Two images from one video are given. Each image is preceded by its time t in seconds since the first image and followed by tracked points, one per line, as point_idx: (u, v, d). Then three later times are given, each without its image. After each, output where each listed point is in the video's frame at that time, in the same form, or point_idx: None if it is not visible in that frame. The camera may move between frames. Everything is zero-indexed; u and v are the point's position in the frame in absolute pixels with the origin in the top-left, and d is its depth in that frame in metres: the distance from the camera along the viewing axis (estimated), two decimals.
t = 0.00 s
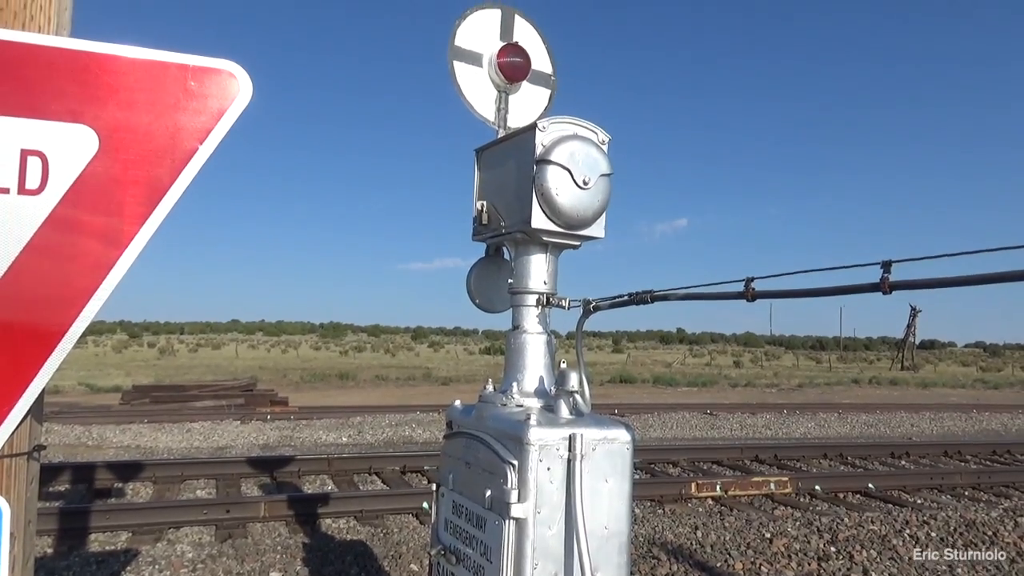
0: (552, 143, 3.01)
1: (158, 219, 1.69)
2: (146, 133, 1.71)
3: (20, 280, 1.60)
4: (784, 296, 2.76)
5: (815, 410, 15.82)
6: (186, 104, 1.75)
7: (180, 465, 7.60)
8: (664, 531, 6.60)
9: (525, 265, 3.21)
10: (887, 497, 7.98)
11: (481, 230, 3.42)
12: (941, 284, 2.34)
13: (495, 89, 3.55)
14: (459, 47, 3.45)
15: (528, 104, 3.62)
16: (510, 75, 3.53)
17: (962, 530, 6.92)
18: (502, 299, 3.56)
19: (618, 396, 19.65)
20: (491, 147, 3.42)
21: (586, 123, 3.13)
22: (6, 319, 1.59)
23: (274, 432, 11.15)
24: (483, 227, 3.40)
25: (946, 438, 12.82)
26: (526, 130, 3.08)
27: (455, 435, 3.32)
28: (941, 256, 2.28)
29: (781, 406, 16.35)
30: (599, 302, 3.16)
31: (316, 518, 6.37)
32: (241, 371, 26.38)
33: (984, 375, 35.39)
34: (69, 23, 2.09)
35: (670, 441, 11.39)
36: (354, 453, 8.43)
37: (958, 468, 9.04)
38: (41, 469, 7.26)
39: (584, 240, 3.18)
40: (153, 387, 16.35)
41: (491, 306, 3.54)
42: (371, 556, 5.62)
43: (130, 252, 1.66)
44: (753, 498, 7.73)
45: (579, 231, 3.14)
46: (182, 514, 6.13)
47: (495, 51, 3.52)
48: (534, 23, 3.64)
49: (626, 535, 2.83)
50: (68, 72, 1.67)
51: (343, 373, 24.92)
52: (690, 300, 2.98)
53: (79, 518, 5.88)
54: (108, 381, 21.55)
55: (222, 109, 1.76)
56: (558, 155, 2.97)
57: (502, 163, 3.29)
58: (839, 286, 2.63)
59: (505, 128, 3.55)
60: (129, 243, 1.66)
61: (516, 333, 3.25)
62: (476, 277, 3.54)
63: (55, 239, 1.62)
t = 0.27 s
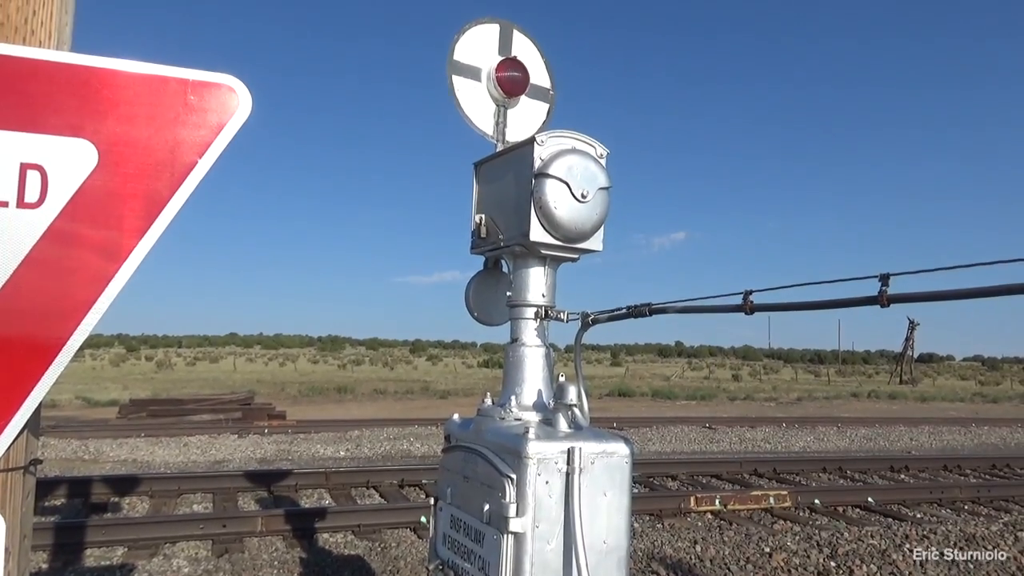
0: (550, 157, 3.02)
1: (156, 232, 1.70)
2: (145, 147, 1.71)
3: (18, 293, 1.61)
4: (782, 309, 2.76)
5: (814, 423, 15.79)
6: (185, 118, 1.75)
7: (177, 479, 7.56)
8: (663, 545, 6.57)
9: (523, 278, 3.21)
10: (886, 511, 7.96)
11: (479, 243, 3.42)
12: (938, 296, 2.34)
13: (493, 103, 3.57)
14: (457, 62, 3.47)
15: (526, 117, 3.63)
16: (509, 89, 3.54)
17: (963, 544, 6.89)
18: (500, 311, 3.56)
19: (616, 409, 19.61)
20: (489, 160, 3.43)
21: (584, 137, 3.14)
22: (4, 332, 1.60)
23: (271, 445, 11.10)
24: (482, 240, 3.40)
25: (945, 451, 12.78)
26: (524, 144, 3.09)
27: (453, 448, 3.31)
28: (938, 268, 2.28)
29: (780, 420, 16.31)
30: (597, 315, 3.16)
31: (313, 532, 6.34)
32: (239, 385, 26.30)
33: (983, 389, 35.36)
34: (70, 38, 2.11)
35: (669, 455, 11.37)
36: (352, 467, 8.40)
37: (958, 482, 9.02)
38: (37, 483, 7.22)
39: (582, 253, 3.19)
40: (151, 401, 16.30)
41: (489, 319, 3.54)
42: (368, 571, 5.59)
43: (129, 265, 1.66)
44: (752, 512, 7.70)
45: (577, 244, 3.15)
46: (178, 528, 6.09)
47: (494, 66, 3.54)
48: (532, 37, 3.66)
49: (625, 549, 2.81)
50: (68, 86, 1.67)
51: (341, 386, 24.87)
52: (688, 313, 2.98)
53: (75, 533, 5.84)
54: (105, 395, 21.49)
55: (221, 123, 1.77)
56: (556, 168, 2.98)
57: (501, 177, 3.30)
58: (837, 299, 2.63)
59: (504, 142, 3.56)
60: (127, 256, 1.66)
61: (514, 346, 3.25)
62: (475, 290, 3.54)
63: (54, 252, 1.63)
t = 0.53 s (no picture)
0: (549, 168, 3.03)
1: (154, 243, 1.70)
2: (144, 158, 1.72)
3: (17, 303, 1.61)
4: (779, 320, 2.77)
5: (813, 434, 15.77)
6: (184, 129, 1.76)
7: (174, 490, 7.53)
8: (662, 557, 6.55)
9: (522, 289, 3.22)
10: (885, 522, 7.94)
11: (478, 253, 3.43)
12: (935, 307, 2.34)
13: (491, 114, 3.58)
14: (456, 74, 3.48)
15: (524, 128, 3.65)
16: (507, 101, 3.56)
17: (962, 556, 6.88)
18: (498, 322, 3.56)
19: (615, 421, 19.58)
20: (488, 171, 3.44)
21: (582, 148, 3.15)
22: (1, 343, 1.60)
23: (269, 457, 11.07)
24: (480, 250, 3.41)
25: (944, 462, 12.76)
26: (523, 156, 3.11)
27: (451, 460, 3.31)
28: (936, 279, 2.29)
29: (779, 431, 16.28)
30: (595, 326, 3.16)
31: (310, 544, 6.31)
32: (236, 396, 26.23)
33: (981, 400, 35.35)
34: (70, 49, 2.12)
35: (667, 466, 11.35)
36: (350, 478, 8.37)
37: (958, 493, 9.00)
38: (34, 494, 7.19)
39: (581, 263, 3.19)
40: (148, 412, 16.25)
41: (487, 330, 3.55)
42: None
43: (127, 276, 1.66)
44: (751, 524, 7.68)
45: (576, 255, 3.15)
46: (175, 540, 6.06)
47: (492, 77, 3.56)
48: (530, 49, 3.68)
49: (624, 561, 2.80)
50: (67, 97, 1.68)
51: (338, 397, 24.83)
52: (686, 324, 2.98)
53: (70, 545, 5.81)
54: (102, 406, 21.43)
55: (220, 134, 1.78)
56: (554, 180, 2.99)
57: (499, 188, 3.32)
58: (835, 310, 2.64)
59: (502, 153, 3.57)
60: (126, 266, 1.66)
61: (512, 357, 3.24)
62: (472, 301, 3.54)
63: (52, 263, 1.63)
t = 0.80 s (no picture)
0: (547, 178, 3.04)
1: (153, 253, 1.70)
2: (143, 167, 1.72)
3: (15, 313, 1.61)
4: (777, 330, 2.77)
5: (812, 444, 15.75)
6: (183, 139, 1.76)
7: (171, 501, 7.51)
8: (661, 568, 6.53)
9: (520, 298, 3.22)
10: (885, 532, 7.91)
11: (476, 263, 3.43)
12: (934, 316, 2.34)
13: (490, 124, 3.59)
14: (454, 84, 3.49)
15: (523, 138, 3.66)
16: (505, 111, 3.57)
17: (962, 566, 6.85)
18: (497, 331, 3.56)
19: (614, 430, 19.55)
20: (486, 181, 3.45)
21: (580, 158, 3.16)
22: None
23: (266, 467, 11.04)
24: (478, 260, 3.42)
25: (943, 472, 12.74)
26: (521, 165, 3.11)
27: (449, 469, 3.30)
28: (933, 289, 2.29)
29: (778, 441, 16.26)
30: (594, 335, 3.16)
31: (308, 555, 6.28)
32: (234, 406, 26.15)
33: (980, 409, 35.34)
34: (69, 60, 2.12)
35: (666, 476, 11.32)
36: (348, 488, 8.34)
37: (957, 503, 8.98)
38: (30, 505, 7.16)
39: (579, 273, 3.20)
40: (145, 422, 16.21)
41: (486, 339, 3.55)
42: None
43: (125, 286, 1.67)
44: (750, 534, 7.66)
45: (574, 264, 3.16)
46: (172, 551, 6.03)
47: (490, 88, 3.57)
48: (528, 59, 3.70)
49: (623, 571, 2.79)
50: (67, 107, 1.68)
51: (337, 407, 24.77)
52: (684, 333, 2.99)
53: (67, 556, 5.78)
54: (99, 416, 21.37)
55: (219, 144, 1.78)
56: (552, 190, 3.00)
57: (497, 198, 3.32)
58: (833, 319, 2.64)
59: (501, 163, 3.58)
60: (124, 276, 1.67)
61: (511, 367, 3.24)
62: (471, 311, 3.54)
63: (51, 274, 1.63)
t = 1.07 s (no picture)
0: (545, 187, 3.04)
1: (151, 261, 1.70)
2: (141, 176, 1.72)
3: (13, 322, 1.61)
4: (776, 338, 2.77)
5: (811, 452, 15.73)
6: (183, 147, 1.77)
7: (169, 509, 7.47)
8: None
9: (519, 307, 3.22)
10: (885, 541, 7.89)
11: (475, 271, 3.43)
12: (932, 325, 2.34)
13: (488, 133, 3.60)
14: (453, 92, 3.50)
15: (521, 147, 3.66)
16: (504, 119, 3.58)
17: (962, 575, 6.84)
18: (496, 339, 3.56)
19: (613, 439, 19.51)
20: (485, 189, 3.45)
21: (579, 166, 3.17)
22: None
23: (264, 475, 11.00)
24: (477, 268, 3.42)
25: (943, 481, 12.72)
26: (520, 173, 3.12)
27: (448, 478, 3.29)
28: (932, 297, 2.29)
29: (777, 449, 16.23)
30: (592, 344, 3.16)
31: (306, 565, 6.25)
32: (232, 415, 26.08)
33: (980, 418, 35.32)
34: (69, 69, 2.13)
35: (665, 485, 11.30)
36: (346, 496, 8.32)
37: (957, 511, 8.96)
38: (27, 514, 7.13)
39: (578, 281, 3.20)
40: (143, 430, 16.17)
41: (485, 347, 3.54)
42: None
43: (123, 294, 1.67)
44: (750, 542, 7.64)
45: (573, 273, 3.16)
46: (169, 560, 6.01)
47: (489, 96, 3.58)
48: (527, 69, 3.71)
49: None
50: (66, 115, 1.69)
51: (335, 416, 24.72)
52: (683, 341, 2.98)
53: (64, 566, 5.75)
54: (97, 424, 21.31)
55: (218, 152, 1.79)
56: (551, 198, 3.00)
57: (496, 206, 3.33)
58: (832, 327, 2.64)
59: (499, 171, 3.59)
60: (123, 285, 1.67)
61: (509, 375, 3.24)
62: (470, 319, 3.54)
63: (49, 282, 1.63)
